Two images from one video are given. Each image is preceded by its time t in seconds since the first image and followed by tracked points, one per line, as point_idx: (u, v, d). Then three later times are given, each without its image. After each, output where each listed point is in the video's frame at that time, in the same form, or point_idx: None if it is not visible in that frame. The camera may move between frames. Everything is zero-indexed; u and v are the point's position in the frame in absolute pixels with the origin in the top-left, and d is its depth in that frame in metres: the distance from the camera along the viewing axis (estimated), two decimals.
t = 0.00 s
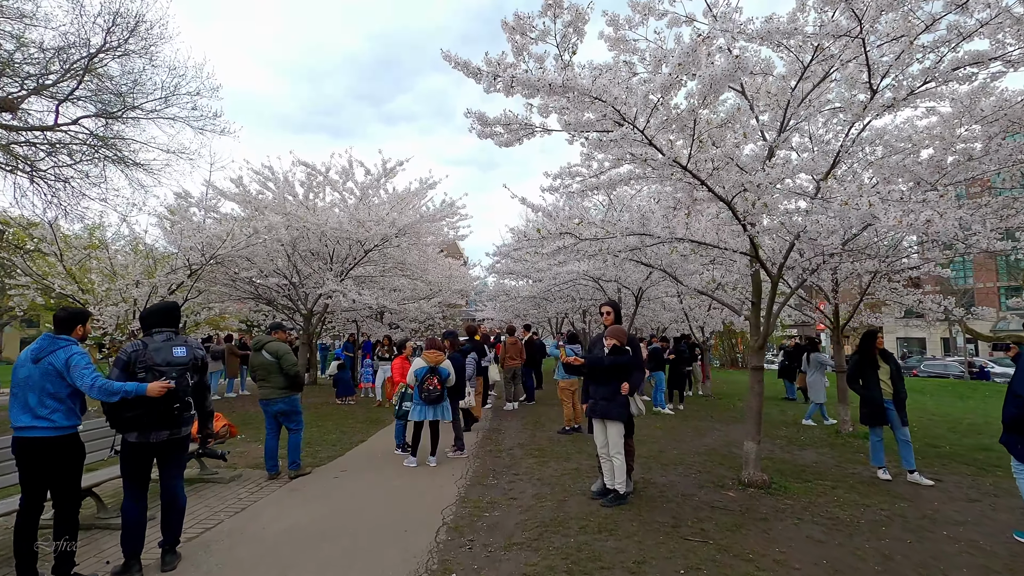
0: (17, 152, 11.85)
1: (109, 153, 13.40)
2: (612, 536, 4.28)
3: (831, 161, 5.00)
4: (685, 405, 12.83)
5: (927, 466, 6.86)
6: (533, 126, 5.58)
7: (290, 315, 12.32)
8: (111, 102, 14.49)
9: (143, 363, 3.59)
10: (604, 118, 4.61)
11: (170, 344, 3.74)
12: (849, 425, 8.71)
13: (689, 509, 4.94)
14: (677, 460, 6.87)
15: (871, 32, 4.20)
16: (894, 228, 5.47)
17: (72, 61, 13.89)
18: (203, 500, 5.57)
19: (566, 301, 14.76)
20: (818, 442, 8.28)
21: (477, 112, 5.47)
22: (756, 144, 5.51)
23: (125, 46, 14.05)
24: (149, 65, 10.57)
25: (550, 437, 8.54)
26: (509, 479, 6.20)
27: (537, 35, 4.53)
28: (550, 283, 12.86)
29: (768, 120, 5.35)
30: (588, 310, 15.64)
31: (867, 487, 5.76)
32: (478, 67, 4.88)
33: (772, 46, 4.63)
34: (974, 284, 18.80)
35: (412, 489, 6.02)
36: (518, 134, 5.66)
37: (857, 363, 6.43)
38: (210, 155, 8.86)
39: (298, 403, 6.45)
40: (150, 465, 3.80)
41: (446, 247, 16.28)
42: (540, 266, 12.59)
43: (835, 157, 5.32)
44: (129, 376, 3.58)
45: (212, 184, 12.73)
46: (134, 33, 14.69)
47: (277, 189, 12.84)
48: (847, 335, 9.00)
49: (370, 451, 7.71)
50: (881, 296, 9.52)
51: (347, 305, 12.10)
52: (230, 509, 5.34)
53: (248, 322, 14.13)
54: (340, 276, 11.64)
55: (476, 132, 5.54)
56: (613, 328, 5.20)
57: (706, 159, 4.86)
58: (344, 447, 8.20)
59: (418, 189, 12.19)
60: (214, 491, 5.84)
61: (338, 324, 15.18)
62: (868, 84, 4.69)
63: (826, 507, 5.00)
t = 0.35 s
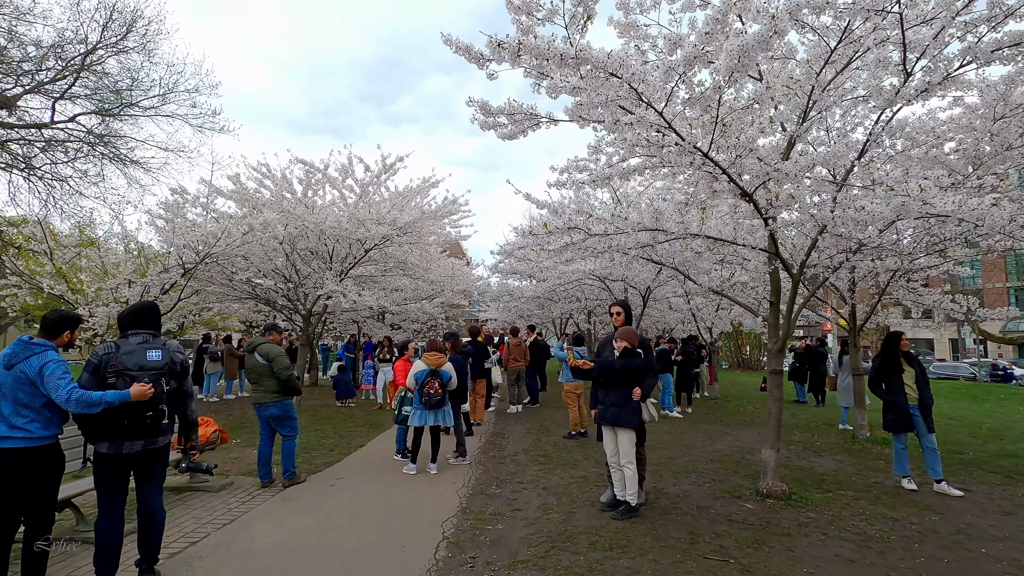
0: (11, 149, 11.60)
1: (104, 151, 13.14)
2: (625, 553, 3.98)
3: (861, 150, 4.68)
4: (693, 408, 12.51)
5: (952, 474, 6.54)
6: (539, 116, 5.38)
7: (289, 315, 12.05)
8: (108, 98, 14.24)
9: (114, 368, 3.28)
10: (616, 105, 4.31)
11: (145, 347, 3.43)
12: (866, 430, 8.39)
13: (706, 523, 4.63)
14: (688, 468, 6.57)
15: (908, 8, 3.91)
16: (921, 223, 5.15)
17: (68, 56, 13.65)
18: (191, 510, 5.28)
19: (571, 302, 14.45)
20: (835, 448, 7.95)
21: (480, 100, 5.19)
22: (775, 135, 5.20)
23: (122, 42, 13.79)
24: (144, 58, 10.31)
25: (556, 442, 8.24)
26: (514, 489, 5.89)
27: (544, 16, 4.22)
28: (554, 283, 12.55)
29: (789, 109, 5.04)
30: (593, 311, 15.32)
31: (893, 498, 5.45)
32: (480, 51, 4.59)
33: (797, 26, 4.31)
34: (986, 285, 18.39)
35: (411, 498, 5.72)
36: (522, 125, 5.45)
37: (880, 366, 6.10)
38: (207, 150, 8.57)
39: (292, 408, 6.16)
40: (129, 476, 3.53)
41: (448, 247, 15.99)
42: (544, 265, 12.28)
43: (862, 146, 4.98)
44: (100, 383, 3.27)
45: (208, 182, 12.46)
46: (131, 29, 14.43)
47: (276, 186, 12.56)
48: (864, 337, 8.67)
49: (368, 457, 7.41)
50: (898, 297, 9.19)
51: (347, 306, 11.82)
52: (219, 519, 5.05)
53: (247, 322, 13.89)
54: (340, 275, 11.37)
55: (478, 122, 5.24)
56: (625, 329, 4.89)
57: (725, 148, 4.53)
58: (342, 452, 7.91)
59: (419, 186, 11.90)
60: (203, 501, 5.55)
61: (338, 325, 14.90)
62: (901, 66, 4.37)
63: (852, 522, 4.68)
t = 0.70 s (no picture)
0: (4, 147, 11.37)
1: (101, 148, 12.89)
2: (638, 572, 3.66)
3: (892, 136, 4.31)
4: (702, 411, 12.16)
5: (980, 482, 6.18)
6: (543, 102, 5.11)
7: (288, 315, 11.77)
8: (105, 96, 13.99)
9: (70, 373, 3.01)
10: (628, 88, 3.99)
11: (106, 348, 3.13)
12: (885, 435, 8.04)
13: (723, 538, 4.30)
14: (701, 475, 6.24)
15: None
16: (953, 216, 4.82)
17: (64, 53, 13.42)
18: (175, 520, 4.98)
19: (576, 302, 14.13)
20: (853, 454, 7.61)
21: (482, 85, 4.92)
22: (796, 122, 4.88)
23: (119, 38, 13.54)
24: (138, 52, 10.05)
25: (561, 447, 7.93)
26: (518, 497, 5.57)
27: None
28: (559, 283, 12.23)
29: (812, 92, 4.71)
30: (599, 311, 14.99)
31: (922, 510, 5.10)
32: (482, 31, 4.29)
33: None
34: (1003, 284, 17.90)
35: (410, 507, 5.39)
36: (526, 113, 5.20)
37: (906, 368, 5.75)
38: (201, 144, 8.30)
39: (285, 412, 5.87)
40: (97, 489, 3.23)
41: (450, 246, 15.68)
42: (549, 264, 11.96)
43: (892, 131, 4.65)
44: (57, 389, 3.00)
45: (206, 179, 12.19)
46: (129, 25, 14.19)
47: (274, 183, 12.27)
48: (882, 337, 8.31)
49: (366, 463, 7.10)
50: (918, 295, 8.84)
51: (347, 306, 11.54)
52: (204, 531, 4.75)
53: (247, 323, 13.66)
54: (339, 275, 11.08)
55: (479, 106, 4.95)
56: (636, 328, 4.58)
57: (745, 134, 4.22)
58: (339, 457, 7.61)
59: (420, 183, 11.61)
60: (189, 510, 5.26)
61: (339, 325, 14.61)
62: (938, 42, 4.03)
63: (882, 537, 4.35)
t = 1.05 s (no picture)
0: None
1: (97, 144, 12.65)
2: None
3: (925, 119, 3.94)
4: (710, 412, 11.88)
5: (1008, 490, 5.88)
6: (549, 89, 4.88)
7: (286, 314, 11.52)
8: (102, 92, 13.77)
9: (19, 381, 2.83)
10: (641, 71, 3.71)
11: (56, 352, 2.90)
12: (903, 439, 7.74)
13: (743, 553, 4.02)
14: (713, 482, 5.96)
15: None
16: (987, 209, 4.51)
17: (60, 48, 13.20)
18: (162, 531, 4.73)
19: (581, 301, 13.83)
20: (871, 459, 7.31)
21: (484, 70, 4.67)
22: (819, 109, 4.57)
23: (115, 32, 13.29)
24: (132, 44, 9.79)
25: (566, 451, 7.66)
26: (523, 506, 5.30)
27: None
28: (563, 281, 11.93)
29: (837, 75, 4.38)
30: (604, 310, 14.70)
31: (951, 521, 4.82)
32: (484, 11, 4.02)
33: None
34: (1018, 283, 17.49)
35: (410, 516, 5.12)
36: (531, 101, 5.01)
37: (932, 371, 5.46)
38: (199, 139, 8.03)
39: (279, 416, 5.61)
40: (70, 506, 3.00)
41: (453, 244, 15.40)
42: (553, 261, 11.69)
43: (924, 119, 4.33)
44: (10, 399, 2.84)
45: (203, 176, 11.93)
46: (126, 19, 13.94)
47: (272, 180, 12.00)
48: (901, 337, 8.01)
49: (364, 468, 6.86)
50: (936, 294, 8.53)
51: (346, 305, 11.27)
52: (193, 542, 4.50)
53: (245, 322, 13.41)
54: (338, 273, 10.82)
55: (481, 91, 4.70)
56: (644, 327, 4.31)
57: (766, 122, 3.94)
58: (337, 461, 7.36)
59: (422, 179, 11.33)
60: (178, 519, 5.01)
61: (339, 324, 14.35)
62: (978, 21, 3.73)
63: (913, 552, 4.06)
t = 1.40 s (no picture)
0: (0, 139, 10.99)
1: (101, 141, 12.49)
2: None
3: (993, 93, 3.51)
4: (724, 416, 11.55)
5: None
6: (566, 74, 4.64)
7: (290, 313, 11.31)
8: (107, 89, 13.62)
9: None
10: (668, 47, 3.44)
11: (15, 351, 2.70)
12: (931, 445, 7.40)
13: (776, 569, 3.73)
14: (736, 490, 5.66)
15: None
16: None
17: (64, 44, 13.05)
18: (157, 539, 4.49)
19: (591, 301, 13.52)
20: (899, 466, 6.98)
21: (498, 53, 4.43)
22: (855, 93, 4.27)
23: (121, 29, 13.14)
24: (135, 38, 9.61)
25: (579, 456, 7.38)
26: (537, 515, 5.03)
27: None
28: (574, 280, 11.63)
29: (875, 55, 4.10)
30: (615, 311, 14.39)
31: (996, 535, 4.49)
32: None
33: None
34: None
35: (417, 524, 4.85)
36: (546, 87, 4.79)
37: (971, 373, 5.13)
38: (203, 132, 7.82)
39: (280, 419, 5.37)
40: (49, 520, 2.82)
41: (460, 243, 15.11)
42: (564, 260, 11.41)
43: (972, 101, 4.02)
44: None
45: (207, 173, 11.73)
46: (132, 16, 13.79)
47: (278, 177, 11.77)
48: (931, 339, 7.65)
49: (370, 472, 6.61)
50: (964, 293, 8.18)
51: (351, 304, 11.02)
52: (189, 552, 4.26)
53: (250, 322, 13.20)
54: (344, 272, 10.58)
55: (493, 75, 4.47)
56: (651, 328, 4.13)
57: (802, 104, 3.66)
58: (342, 465, 7.11)
59: (429, 175, 11.06)
60: (175, 527, 4.77)
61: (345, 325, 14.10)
62: None
63: (960, 569, 3.75)
